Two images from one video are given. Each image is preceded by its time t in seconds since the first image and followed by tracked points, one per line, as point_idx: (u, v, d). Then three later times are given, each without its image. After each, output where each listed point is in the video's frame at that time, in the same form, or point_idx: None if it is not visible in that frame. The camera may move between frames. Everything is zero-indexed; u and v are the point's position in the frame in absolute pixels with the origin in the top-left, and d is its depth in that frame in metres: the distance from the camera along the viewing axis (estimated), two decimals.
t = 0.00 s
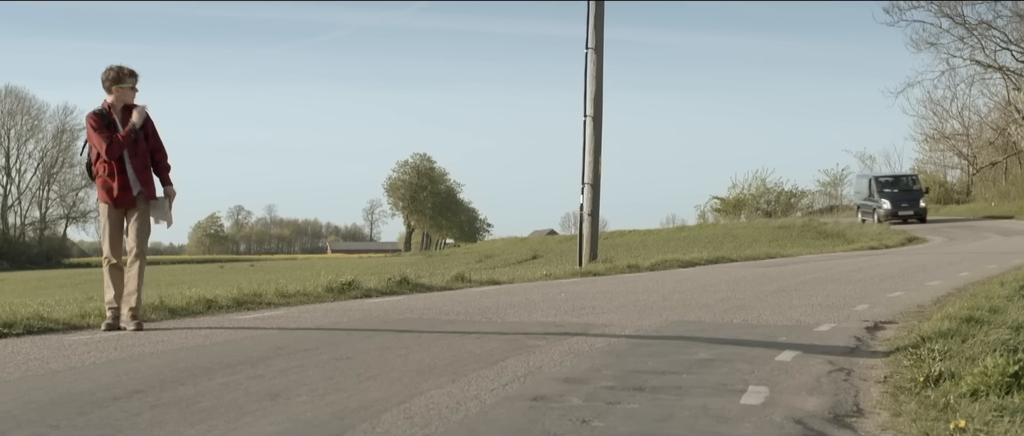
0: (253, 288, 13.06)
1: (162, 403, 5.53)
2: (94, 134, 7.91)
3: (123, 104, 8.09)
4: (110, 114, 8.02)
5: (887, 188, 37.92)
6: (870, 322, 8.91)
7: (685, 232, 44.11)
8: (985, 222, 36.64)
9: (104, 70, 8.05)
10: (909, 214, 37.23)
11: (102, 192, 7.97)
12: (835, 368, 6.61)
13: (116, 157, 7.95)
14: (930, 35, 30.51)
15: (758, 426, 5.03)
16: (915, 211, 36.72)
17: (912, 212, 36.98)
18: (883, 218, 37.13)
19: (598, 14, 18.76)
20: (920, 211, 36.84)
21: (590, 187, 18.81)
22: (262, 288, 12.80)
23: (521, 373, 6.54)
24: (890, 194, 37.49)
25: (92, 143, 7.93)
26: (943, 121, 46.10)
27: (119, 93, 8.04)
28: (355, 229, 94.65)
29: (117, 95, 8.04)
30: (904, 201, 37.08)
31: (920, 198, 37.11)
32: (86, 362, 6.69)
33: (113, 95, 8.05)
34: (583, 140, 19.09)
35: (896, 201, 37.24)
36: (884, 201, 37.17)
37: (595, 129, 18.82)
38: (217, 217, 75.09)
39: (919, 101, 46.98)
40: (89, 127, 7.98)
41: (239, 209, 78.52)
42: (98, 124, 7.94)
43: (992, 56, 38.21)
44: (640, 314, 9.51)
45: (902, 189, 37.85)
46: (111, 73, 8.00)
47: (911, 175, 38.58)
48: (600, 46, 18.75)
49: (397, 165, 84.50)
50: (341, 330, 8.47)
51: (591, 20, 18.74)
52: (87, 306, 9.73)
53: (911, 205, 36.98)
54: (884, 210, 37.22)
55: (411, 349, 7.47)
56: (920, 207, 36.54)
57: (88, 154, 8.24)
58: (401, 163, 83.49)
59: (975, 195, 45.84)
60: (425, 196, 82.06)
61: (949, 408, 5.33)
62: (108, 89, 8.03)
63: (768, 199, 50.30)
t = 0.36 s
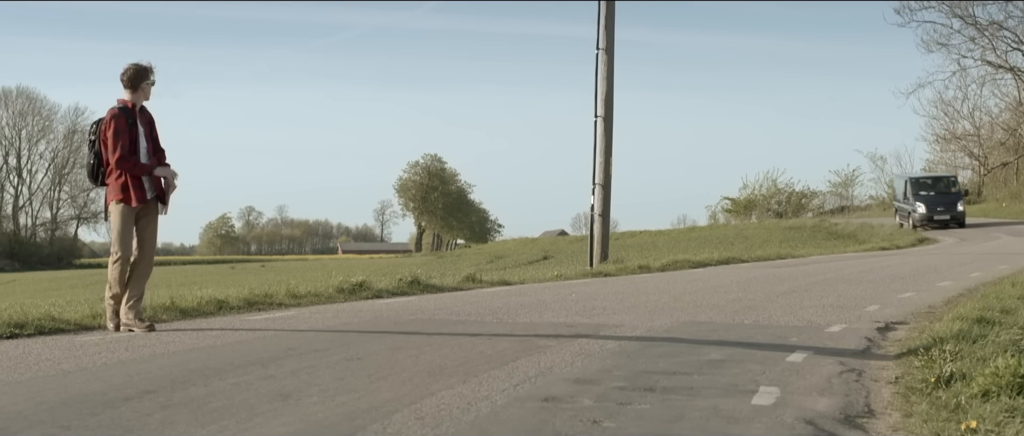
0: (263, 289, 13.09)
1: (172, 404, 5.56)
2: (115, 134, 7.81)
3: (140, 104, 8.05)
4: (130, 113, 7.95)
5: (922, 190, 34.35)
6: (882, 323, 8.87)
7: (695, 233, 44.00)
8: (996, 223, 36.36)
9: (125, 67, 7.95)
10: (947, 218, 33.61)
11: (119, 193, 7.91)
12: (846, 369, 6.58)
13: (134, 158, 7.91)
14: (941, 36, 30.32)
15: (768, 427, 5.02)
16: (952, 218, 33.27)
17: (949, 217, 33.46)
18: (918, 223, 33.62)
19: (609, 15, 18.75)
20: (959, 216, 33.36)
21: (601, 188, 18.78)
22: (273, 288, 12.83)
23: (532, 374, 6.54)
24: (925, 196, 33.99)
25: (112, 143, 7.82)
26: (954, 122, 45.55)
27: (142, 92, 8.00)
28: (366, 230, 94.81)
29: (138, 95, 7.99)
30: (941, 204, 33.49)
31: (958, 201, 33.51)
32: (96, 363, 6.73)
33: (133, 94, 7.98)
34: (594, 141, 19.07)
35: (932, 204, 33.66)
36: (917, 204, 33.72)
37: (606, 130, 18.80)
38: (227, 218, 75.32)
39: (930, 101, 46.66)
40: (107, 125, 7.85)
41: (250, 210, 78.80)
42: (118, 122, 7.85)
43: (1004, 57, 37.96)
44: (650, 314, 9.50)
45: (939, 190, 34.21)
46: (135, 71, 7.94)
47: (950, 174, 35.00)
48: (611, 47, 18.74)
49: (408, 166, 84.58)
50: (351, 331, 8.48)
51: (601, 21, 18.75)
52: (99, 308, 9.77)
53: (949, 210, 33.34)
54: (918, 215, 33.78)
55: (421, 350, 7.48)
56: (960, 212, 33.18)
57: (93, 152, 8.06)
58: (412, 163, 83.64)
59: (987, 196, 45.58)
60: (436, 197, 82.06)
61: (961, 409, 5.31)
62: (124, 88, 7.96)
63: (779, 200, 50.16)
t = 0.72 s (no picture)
0: (274, 289, 13.16)
1: (181, 404, 5.58)
2: (120, 134, 7.81)
3: (140, 104, 8.07)
4: (132, 113, 7.97)
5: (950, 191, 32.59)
6: (891, 323, 8.86)
7: (705, 234, 43.94)
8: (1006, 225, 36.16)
9: (125, 66, 7.94)
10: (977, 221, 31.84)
11: (123, 194, 7.90)
12: (856, 369, 6.58)
13: (138, 159, 7.95)
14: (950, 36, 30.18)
15: (778, 428, 5.01)
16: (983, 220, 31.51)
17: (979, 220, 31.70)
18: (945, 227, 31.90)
19: (618, 16, 18.76)
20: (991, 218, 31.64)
21: (610, 189, 18.79)
22: (283, 288, 12.89)
23: (541, 375, 6.54)
24: (953, 198, 32.26)
25: (118, 143, 7.81)
26: (964, 123, 44.89)
27: (143, 92, 8.03)
28: (376, 231, 95.02)
29: (138, 94, 8.01)
30: (971, 205, 31.75)
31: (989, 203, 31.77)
32: (105, 363, 6.76)
33: (134, 94, 8.00)
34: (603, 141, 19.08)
35: (960, 205, 31.94)
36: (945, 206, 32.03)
37: (614, 130, 18.80)
38: (237, 219, 75.56)
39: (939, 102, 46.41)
40: (111, 126, 7.84)
41: (259, 211, 79.09)
42: (122, 123, 7.86)
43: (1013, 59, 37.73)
44: (659, 315, 9.50)
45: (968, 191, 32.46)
46: (136, 70, 7.95)
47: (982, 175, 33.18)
48: (620, 47, 18.73)
49: (417, 167, 84.72)
50: (360, 331, 8.51)
51: (610, 21, 18.75)
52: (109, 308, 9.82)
53: (979, 211, 31.62)
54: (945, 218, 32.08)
55: (431, 350, 7.50)
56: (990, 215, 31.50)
57: (92, 154, 8.01)
58: (421, 164, 83.76)
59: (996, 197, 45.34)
60: (445, 197, 82.11)
61: (970, 410, 5.30)
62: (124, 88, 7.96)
63: (788, 200, 50.08)
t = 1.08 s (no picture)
0: (284, 289, 13.21)
1: (190, 404, 5.60)
2: (118, 133, 7.81)
3: (136, 102, 8.08)
4: (129, 111, 7.98)
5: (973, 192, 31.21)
6: (900, 323, 8.86)
7: (713, 234, 43.94)
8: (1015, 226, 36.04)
9: (119, 65, 7.93)
10: (1001, 223, 30.48)
11: (123, 194, 7.91)
12: (864, 369, 6.57)
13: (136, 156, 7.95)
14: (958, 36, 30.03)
15: (786, 429, 5.01)
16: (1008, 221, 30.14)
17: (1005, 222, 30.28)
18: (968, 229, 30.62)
19: (627, 16, 18.74)
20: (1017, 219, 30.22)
21: (619, 189, 18.77)
22: (293, 288, 12.94)
23: (551, 375, 6.56)
24: (976, 198, 30.90)
25: (116, 142, 7.81)
26: (972, 123, 44.58)
27: (139, 90, 8.03)
28: (385, 231, 95.24)
29: (133, 93, 8.01)
30: (995, 206, 30.38)
31: (1014, 203, 30.38)
32: (115, 364, 6.79)
33: (129, 92, 8.00)
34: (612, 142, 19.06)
35: (983, 206, 30.61)
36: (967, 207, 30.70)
37: (624, 130, 18.77)
38: (245, 219, 75.82)
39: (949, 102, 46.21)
40: (108, 125, 7.84)
41: (268, 212, 79.40)
42: (119, 122, 7.85)
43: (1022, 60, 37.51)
44: (668, 315, 9.52)
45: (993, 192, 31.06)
46: (131, 69, 7.95)
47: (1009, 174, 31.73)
48: (629, 48, 18.71)
49: (426, 167, 84.86)
50: (369, 331, 8.54)
51: (619, 21, 18.74)
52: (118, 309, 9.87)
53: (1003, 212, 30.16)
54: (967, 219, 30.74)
55: (440, 350, 7.52)
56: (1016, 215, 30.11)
57: (90, 153, 7.99)
58: (430, 164, 83.89)
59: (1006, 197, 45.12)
60: (453, 198, 82.16)
61: (979, 410, 5.29)
62: (119, 86, 7.97)
63: (797, 200, 50.06)
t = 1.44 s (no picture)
0: (292, 289, 13.25)
1: (198, 404, 5.63)
2: (119, 133, 7.83)
3: (136, 102, 8.09)
4: (129, 111, 8.00)
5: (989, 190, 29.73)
6: (908, 323, 8.85)
7: (721, 234, 43.93)
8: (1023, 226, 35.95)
9: (118, 64, 7.94)
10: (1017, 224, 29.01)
11: (126, 194, 7.93)
12: (872, 369, 6.57)
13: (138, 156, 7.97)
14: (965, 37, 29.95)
15: (794, 429, 5.00)
16: None
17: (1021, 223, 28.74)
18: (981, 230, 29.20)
19: (634, 16, 18.73)
20: None
21: (627, 189, 18.78)
22: (301, 288, 12.99)
23: (558, 375, 6.57)
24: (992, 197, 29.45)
25: (118, 143, 7.83)
26: (980, 123, 44.42)
27: (139, 90, 8.05)
28: (393, 231, 95.38)
29: (133, 93, 8.03)
30: (1010, 206, 28.93)
31: None
32: (123, 364, 6.82)
33: (129, 92, 8.02)
34: (619, 142, 19.06)
35: (998, 206, 29.18)
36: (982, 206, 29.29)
37: (631, 131, 18.78)
38: (253, 219, 76.06)
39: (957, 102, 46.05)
40: (109, 126, 7.86)
41: (276, 212, 79.62)
42: (120, 121, 7.87)
43: None
44: (676, 315, 9.53)
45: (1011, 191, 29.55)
46: (130, 69, 7.95)
47: None
48: (636, 48, 18.71)
49: (434, 167, 84.96)
50: (377, 331, 8.56)
51: (626, 22, 18.74)
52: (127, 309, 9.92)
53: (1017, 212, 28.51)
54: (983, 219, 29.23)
55: (448, 350, 7.53)
56: None
57: (92, 155, 8.02)
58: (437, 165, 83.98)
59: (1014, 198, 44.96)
60: (461, 198, 82.19)
61: (987, 410, 5.28)
62: (119, 86, 7.99)
63: (805, 201, 50.02)
